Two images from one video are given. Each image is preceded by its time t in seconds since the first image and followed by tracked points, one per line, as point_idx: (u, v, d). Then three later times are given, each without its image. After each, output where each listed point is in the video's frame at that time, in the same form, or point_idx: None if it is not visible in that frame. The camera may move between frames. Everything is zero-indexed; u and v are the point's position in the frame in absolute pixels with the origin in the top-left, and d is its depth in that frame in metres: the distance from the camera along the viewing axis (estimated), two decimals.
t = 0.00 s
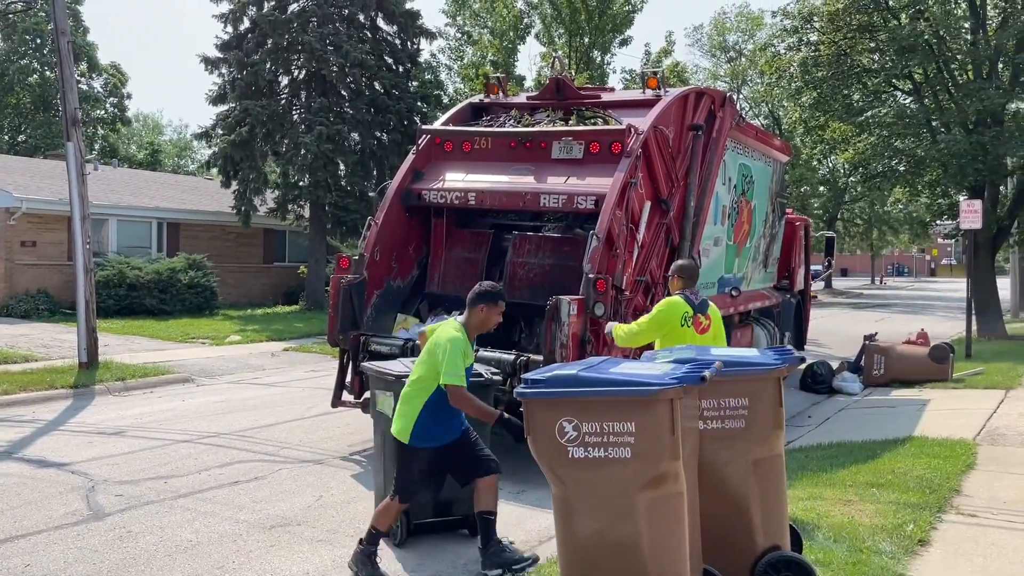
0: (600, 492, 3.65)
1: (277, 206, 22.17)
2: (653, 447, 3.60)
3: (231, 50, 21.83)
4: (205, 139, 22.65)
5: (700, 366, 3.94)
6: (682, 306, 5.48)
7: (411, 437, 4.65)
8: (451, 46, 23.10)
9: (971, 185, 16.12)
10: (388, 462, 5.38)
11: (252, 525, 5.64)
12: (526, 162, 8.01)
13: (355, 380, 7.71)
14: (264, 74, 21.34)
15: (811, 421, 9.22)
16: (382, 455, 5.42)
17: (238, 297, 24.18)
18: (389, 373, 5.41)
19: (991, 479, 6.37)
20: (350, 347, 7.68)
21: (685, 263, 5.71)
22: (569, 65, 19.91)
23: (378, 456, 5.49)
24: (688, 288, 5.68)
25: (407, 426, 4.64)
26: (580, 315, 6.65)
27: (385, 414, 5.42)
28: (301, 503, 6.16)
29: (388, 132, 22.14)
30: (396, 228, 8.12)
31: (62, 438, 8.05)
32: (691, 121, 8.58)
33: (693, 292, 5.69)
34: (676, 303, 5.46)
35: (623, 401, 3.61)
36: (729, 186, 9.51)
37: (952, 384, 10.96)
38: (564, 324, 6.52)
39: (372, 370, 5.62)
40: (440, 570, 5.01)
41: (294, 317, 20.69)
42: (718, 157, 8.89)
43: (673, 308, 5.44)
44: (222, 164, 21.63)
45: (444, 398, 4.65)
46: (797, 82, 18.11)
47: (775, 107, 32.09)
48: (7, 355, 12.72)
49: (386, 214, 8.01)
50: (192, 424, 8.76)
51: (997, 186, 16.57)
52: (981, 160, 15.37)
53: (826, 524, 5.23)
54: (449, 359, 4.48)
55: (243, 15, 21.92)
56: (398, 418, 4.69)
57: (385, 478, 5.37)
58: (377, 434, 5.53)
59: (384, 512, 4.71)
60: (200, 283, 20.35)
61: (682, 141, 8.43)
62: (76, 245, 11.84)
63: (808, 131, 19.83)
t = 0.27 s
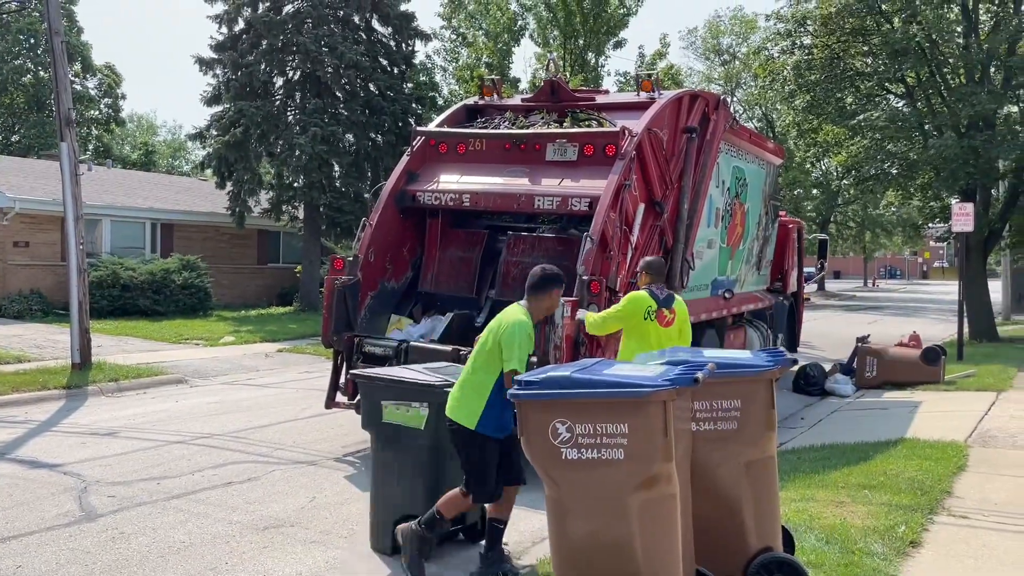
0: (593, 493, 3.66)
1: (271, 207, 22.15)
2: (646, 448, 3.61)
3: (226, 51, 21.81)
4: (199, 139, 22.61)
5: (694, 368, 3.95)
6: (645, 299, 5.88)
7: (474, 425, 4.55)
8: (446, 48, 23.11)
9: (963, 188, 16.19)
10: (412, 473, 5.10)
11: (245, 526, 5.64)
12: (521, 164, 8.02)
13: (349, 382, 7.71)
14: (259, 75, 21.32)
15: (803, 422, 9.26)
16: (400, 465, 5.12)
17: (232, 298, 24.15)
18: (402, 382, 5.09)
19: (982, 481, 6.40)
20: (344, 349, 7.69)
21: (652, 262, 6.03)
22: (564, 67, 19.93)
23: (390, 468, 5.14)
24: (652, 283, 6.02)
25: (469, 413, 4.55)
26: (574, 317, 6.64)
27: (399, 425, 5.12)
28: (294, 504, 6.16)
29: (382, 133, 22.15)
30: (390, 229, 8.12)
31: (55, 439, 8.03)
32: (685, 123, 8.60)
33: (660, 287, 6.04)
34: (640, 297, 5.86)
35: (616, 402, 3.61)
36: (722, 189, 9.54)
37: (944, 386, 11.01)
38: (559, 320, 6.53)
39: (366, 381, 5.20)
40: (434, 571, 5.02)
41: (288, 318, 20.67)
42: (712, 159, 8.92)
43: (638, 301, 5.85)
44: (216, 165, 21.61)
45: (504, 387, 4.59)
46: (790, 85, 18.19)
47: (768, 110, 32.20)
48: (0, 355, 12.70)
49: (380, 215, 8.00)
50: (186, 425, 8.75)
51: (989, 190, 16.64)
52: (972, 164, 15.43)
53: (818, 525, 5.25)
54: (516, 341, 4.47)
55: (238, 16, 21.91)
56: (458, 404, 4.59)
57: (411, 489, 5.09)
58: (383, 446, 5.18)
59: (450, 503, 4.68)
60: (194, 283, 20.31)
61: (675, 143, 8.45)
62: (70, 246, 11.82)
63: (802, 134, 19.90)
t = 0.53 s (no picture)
0: (583, 495, 3.66)
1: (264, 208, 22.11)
2: (636, 450, 3.61)
3: (219, 51, 21.78)
4: (191, 140, 22.55)
5: (684, 370, 3.96)
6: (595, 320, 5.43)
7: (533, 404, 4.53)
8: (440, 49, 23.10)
9: (954, 192, 16.26)
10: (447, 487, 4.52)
11: (235, 528, 5.62)
12: (513, 166, 8.02)
13: (341, 383, 7.68)
14: (251, 75, 21.29)
15: (794, 424, 9.28)
16: (432, 481, 4.52)
17: (224, 299, 24.10)
18: (430, 397, 4.43)
19: (972, 483, 6.42)
20: (336, 350, 7.66)
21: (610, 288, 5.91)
22: (557, 70, 19.95)
23: (417, 485, 4.53)
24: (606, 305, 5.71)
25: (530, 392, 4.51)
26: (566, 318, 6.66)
27: (428, 440, 4.49)
28: (284, 506, 6.15)
29: (375, 134, 22.13)
30: (383, 231, 8.12)
31: (44, 441, 7.99)
32: (678, 126, 8.61)
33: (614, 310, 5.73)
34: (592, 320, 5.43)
35: (607, 404, 3.61)
36: (714, 192, 9.55)
37: (934, 389, 11.04)
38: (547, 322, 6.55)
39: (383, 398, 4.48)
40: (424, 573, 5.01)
41: (280, 319, 20.64)
42: (704, 162, 8.92)
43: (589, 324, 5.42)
44: (209, 165, 21.57)
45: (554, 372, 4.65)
46: (782, 89, 18.26)
47: (761, 113, 32.27)
48: None
49: (373, 216, 8.00)
50: (177, 427, 8.72)
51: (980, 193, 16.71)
52: (962, 167, 15.51)
53: (808, 527, 5.25)
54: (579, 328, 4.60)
55: (231, 16, 21.88)
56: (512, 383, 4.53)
57: (447, 506, 4.52)
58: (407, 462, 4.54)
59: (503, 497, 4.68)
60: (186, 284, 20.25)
61: (668, 145, 8.46)
62: (60, 246, 11.78)
63: (794, 137, 19.97)
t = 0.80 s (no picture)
0: (571, 496, 3.67)
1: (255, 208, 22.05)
2: (626, 451, 3.62)
3: (210, 51, 21.73)
4: (182, 140, 22.48)
5: (674, 370, 3.97)
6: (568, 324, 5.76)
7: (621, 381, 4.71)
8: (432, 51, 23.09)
9: (943, 194, 16.32)
10: (473, 489, 4.60)
11: (224, 529, 5.61)
12: (505, 167, 8.03)
13: (332, 384, 7.65)
14: (243, 75, 21.24)
15: (784, 426, 9.31)
16: (458, 483, 4.59)
17: (214, 300, 24.02)
18: (458, 396, 4.55)
19: (960, 484, 6.45)
20: (326, 350, 7.62)
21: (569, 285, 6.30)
22: (549, 71, 19.95)
23: (443, 488, 4.60)
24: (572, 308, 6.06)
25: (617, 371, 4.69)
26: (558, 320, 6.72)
27: (459, 443, 4.57)
28: (274, 507, 6.14)
29: (368, 135, 22.10)
30: (374, 231, 8.11)
31: (32, 442, 7.95)
32: (669, 128, 8.64)
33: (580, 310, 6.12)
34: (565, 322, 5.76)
35: (597, 405, 3.62)
36: (706, 194, 9.58)
37: (923, 391, 11.09)
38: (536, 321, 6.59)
39: (411, 397, 4.62)
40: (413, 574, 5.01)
41: (271, 320, 20.59)
42: (695, 164, 8.94)
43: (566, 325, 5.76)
44: (200, 165, 21.51)
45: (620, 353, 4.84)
46: (773, 92, 18.32)
47: (752, 116, 32.33)
48: None
49: (365, 217, 8.00)
50: (166, 427, 8.70)
51: (969, 196, 16.78)
52: (952, 170, 15.57)
53: (797, 527, 5.27)
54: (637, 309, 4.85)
55: (223, 16, 21.82)
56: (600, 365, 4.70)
57: (474, 508, 4.61)
58: (433, 465, 4.61)
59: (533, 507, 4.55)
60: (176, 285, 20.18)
61: (659, 147, 8.49)
62: (49, 246, 11.73)
63: (784, 140, 20.01)
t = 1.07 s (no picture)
0: (562, 499, 3.65)
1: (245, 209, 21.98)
2: (617, 453, 3.61)
3: (200, 51, 21.66)
4: (172, 140, 22.39)
5: (664, 373, 3.97)
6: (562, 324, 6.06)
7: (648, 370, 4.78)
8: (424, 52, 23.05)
9: (933, 197, 16.39)
10: (479, 485, 4.57)
11: (213, 531, 5.57)
12: (496, 168, 8.01)
13: (321, 386, 7.62)
14: (234, 76, 21.18)
15: (775, 428, 9.30)
16: (465, 478, 4.57)
17: (204, 301, 23.92)
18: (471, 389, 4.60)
19: (949, 486, 6.47)
20: (316, 352, 7.59)
21: (559, 287, 6.33)
22: (540, 73, 19.96)
23: (450, 481, 4.59)
24: (563, 308, 6.33)
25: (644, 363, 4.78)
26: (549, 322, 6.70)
27: (471, 436, 4.59)
28: (263, 509, 6.10)
29: (359, 136, 22.05)
30: (364, 232, 8.08)
31: (19, 443, 7.89)
32: (661, 130, 8.64)
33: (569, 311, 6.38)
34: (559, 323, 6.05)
35: (588, 406, 3.61)
36: (697, 196, 9.58)
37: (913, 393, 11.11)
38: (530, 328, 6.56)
39: (428, 387, 4.71)
40: None
41: (261, 321, 20.52)
42: (686, 166, 8.94)
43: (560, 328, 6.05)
44: (189, 166, 21.42)
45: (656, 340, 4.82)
46: (763, 95, 18.36)
47: (743, 119, 32.41)
48: None
49: (355, 217, 7.97)
50: (155, 429, 8.64)
51: (958, 200, 16.86)
52: (941, 173, 15.63)
53: (788, 530, 5.27)
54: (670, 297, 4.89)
55: (213, 16, 21.75)
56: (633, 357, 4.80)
57: (479, 504, 4.56)
58: (443, 457, 4.62)
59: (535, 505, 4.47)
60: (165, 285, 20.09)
61: (651, 149, 8.49)
62: (37, 246, 11.65)
63: (775, 142, 20.06)
